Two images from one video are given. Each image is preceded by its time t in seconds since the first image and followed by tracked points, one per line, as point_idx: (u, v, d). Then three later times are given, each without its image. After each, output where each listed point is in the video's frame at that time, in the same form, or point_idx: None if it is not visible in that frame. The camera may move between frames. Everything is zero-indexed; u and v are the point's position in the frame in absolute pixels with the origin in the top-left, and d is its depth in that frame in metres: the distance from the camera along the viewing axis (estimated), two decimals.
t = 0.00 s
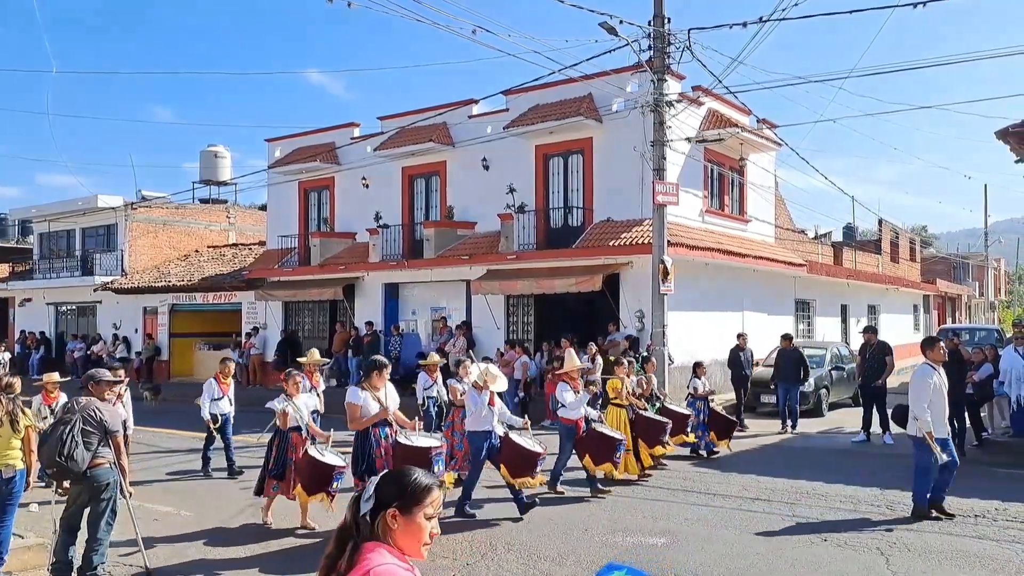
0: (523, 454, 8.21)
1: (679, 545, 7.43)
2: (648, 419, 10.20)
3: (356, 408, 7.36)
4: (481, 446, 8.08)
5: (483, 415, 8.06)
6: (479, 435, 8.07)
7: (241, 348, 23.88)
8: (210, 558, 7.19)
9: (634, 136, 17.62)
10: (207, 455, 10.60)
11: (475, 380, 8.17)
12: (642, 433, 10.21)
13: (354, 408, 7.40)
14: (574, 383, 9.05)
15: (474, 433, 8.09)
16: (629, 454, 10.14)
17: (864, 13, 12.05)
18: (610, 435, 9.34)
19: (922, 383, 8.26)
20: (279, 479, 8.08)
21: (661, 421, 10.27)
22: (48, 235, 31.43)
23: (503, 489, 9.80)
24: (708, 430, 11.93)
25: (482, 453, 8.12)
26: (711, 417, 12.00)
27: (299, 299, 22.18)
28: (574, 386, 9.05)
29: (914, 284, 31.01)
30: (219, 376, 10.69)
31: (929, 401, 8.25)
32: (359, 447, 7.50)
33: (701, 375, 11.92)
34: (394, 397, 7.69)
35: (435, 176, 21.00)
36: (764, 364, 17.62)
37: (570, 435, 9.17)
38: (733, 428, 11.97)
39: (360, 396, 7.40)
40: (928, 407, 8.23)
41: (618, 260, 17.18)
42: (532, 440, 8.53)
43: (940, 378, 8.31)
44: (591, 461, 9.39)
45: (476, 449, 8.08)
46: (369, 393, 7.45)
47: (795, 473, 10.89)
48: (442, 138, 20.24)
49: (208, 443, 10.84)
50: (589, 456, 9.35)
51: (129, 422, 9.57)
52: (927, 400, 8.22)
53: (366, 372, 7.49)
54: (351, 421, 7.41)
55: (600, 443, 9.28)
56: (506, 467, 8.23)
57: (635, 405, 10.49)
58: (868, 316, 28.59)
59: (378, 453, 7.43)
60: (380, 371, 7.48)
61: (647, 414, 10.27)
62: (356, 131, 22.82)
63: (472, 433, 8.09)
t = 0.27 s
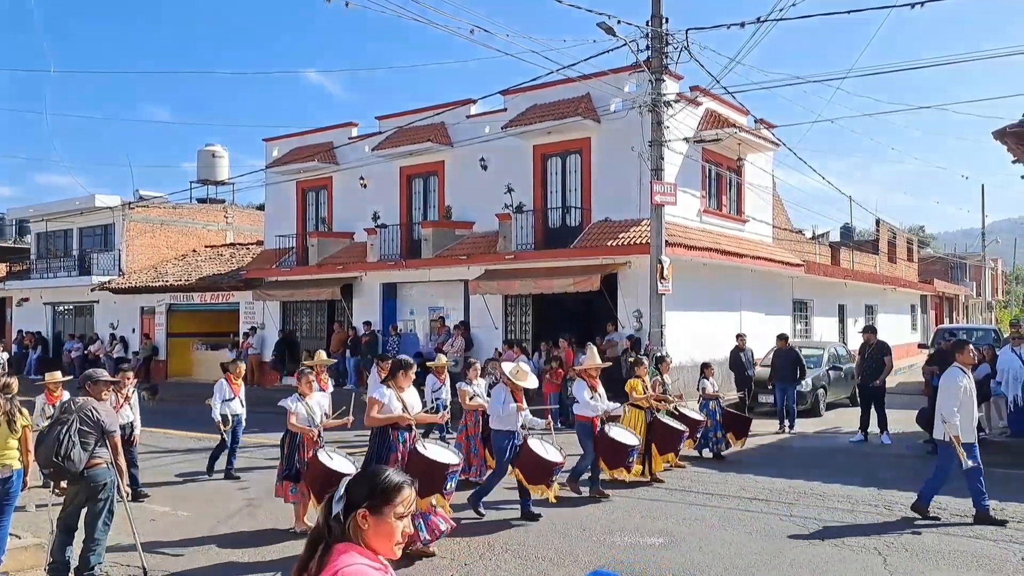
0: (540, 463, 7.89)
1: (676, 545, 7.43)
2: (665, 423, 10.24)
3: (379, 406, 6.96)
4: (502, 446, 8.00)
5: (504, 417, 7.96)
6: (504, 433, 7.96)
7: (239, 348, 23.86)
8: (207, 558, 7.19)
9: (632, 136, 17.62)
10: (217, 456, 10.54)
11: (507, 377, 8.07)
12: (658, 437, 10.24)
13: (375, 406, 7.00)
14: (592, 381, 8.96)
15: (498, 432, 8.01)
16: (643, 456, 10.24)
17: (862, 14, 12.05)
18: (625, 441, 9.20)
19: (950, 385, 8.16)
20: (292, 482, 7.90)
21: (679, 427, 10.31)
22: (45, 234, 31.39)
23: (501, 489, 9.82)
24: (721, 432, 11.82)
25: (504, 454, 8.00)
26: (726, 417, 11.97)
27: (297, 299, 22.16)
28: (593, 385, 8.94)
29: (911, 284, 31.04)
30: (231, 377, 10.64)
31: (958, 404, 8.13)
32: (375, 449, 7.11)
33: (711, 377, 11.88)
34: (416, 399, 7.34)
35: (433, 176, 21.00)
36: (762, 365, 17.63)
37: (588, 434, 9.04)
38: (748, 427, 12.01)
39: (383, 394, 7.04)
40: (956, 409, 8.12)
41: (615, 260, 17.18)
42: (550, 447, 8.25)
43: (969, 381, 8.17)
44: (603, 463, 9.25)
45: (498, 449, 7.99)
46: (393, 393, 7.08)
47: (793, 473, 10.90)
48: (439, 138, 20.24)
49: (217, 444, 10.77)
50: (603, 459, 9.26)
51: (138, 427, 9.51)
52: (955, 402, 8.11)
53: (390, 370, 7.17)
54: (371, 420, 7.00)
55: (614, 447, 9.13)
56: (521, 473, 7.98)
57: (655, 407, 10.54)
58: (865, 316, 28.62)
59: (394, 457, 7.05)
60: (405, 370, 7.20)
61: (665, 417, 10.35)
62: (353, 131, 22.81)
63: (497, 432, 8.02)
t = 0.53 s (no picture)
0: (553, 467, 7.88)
1: (674, 545, 7.42)
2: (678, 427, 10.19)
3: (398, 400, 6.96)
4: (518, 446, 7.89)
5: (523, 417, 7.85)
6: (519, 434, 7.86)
7: (236, 347, 23.83)
8: (204, 557, 7.17)
9: (630, 135, 17.61)
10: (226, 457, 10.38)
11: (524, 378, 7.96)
12: (669, 438, 10.27)
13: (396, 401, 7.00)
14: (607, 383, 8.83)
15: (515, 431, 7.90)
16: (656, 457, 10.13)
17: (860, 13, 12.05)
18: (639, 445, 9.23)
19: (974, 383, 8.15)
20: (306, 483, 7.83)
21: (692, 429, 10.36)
22: (42, 233, 31.33)
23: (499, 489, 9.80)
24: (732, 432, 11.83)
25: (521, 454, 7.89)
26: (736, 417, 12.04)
27: (295, 298, 22.13)
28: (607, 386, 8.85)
29: (909, 284, 31.06)
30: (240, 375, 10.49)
31: (982, 404, 8.10)
32: (390, 446, 7.13)
33: (720, 376, 11.79)
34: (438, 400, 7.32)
35: (431, 175, 20.98)
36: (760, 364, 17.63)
37: (601, 435, 8.92)
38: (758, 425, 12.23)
39: (403, 390, 7.06)
40: (980, 408, 8.08)
41: (613, 259, 17.18)
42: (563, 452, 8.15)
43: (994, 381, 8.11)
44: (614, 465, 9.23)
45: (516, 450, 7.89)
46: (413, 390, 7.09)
47: (790, 472, 10.90)
48: (438, 137, 20.22)
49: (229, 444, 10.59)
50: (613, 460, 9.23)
51: (150, 429, 9.25)
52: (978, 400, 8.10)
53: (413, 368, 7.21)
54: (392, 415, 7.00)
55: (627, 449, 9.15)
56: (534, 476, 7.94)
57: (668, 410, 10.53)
58: (863, 315, 28.63)
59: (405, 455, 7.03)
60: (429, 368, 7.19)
61: (678, 420, 10.30)
62: (351, 129, 22.78)
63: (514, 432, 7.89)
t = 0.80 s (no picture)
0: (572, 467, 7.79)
1: (671, 544, 7.43)
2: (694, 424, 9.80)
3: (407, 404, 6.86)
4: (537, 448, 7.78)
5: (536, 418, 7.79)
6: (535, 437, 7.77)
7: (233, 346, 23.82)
8: (202, 556, 7.18)
9: (628, 135, 17.62)
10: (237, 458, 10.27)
11: (537, 379, 7.92)
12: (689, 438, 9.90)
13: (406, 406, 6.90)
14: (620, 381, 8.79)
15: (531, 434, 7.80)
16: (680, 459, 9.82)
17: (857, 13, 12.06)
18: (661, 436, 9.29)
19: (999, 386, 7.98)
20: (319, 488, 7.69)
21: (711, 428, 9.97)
22: (39, 232, 31.30)
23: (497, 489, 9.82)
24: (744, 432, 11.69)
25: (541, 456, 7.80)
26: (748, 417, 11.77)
27: (292, 297, 22.12)
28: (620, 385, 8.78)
29: (906, 284, 31.10)
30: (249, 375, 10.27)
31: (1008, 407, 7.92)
32: (403, 452, 7.03)
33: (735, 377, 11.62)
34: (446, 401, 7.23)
35: (429, 174, 20.98)
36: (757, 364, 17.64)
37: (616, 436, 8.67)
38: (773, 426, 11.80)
39: (412, 396, 6.94)
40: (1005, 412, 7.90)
41: (611, 259, 17.20)
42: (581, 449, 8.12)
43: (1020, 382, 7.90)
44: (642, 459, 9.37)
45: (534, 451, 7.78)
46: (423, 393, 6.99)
47: (787, 472, 10.91)
48: (435, 136, 20.22)
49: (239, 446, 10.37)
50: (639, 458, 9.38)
51: (160, 429, 9.25)
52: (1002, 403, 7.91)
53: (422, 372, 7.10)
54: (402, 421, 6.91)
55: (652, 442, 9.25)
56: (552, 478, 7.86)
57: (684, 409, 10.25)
58: (860, 315, 28.66)
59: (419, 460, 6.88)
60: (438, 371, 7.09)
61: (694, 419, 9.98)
62: (349, 129, 22.77)
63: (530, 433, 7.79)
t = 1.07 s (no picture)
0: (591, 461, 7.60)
1: (668, 544, 7.43)
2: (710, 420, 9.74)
3: (422, 407, 6.58)
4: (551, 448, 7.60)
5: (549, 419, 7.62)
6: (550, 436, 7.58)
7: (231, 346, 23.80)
8: (198, 556, 7.18)
9: (626, 136, 17.63)
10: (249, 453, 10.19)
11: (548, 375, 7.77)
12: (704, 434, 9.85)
13: (416, 409, 6.59)
14: (635, 382, 8.61)
15: (545, 434, 7.62)
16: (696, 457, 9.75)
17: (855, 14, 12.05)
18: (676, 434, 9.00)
19: None
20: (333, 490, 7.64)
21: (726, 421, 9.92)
22: (37, 231, 31.26)
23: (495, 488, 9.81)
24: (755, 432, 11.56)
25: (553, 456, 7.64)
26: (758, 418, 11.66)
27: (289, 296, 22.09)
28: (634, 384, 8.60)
29: (903, 284, 31.15)
30: (257, 374, 10.08)
31: None
32: (420, 455, 6.73)
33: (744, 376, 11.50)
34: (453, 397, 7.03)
35: (427, 174, 20.97)
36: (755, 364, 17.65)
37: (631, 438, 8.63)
38: (780, 427, 11.68)
39: (423, 395, 6.63)
40: None
41: (609, 259, 17.22)
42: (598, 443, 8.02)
43: None
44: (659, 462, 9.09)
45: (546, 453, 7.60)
46: (434, 393, 6.71)
47: (784, 472, 10.93)
48: (433, 136, 20.22)
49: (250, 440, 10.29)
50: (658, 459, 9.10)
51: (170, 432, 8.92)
52: None
53: (427, 371, 6.75)
54: (416, 422, 6.60)
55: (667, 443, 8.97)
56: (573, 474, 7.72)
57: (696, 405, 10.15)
58: (857, 315, 28.70)
59: (443, 456, 6.68)
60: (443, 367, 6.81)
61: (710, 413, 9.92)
62: (347, 128, 22.75)
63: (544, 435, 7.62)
